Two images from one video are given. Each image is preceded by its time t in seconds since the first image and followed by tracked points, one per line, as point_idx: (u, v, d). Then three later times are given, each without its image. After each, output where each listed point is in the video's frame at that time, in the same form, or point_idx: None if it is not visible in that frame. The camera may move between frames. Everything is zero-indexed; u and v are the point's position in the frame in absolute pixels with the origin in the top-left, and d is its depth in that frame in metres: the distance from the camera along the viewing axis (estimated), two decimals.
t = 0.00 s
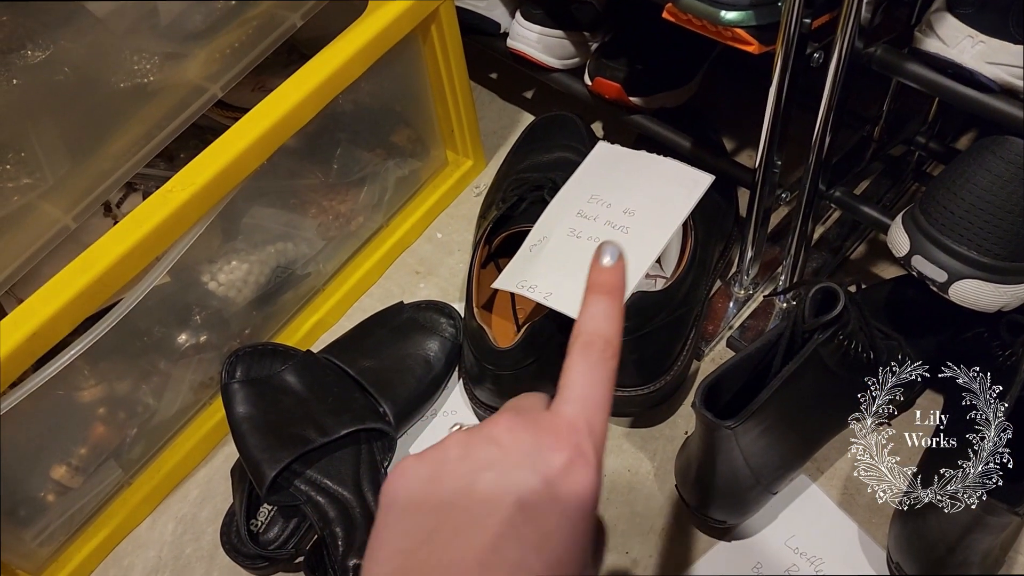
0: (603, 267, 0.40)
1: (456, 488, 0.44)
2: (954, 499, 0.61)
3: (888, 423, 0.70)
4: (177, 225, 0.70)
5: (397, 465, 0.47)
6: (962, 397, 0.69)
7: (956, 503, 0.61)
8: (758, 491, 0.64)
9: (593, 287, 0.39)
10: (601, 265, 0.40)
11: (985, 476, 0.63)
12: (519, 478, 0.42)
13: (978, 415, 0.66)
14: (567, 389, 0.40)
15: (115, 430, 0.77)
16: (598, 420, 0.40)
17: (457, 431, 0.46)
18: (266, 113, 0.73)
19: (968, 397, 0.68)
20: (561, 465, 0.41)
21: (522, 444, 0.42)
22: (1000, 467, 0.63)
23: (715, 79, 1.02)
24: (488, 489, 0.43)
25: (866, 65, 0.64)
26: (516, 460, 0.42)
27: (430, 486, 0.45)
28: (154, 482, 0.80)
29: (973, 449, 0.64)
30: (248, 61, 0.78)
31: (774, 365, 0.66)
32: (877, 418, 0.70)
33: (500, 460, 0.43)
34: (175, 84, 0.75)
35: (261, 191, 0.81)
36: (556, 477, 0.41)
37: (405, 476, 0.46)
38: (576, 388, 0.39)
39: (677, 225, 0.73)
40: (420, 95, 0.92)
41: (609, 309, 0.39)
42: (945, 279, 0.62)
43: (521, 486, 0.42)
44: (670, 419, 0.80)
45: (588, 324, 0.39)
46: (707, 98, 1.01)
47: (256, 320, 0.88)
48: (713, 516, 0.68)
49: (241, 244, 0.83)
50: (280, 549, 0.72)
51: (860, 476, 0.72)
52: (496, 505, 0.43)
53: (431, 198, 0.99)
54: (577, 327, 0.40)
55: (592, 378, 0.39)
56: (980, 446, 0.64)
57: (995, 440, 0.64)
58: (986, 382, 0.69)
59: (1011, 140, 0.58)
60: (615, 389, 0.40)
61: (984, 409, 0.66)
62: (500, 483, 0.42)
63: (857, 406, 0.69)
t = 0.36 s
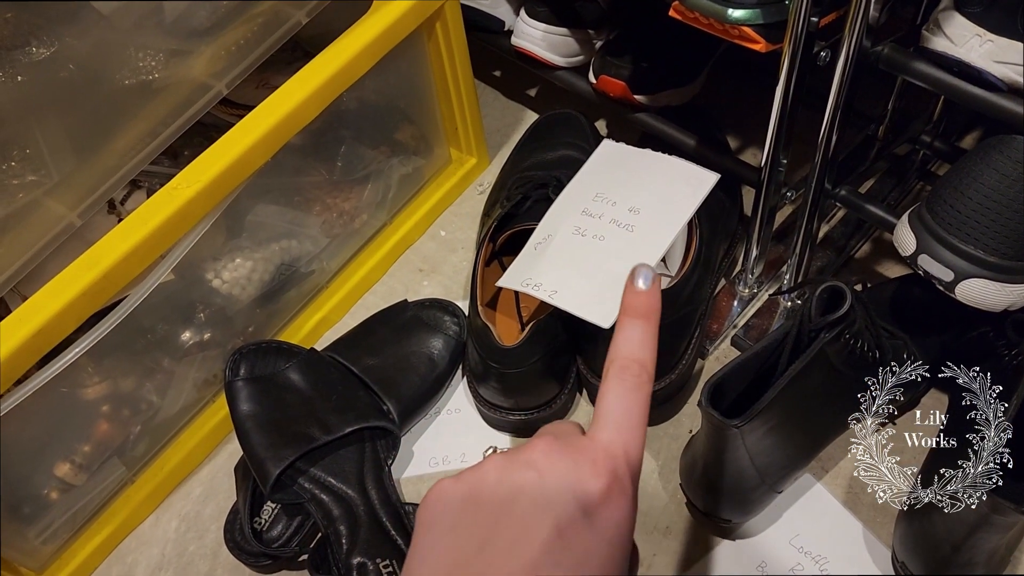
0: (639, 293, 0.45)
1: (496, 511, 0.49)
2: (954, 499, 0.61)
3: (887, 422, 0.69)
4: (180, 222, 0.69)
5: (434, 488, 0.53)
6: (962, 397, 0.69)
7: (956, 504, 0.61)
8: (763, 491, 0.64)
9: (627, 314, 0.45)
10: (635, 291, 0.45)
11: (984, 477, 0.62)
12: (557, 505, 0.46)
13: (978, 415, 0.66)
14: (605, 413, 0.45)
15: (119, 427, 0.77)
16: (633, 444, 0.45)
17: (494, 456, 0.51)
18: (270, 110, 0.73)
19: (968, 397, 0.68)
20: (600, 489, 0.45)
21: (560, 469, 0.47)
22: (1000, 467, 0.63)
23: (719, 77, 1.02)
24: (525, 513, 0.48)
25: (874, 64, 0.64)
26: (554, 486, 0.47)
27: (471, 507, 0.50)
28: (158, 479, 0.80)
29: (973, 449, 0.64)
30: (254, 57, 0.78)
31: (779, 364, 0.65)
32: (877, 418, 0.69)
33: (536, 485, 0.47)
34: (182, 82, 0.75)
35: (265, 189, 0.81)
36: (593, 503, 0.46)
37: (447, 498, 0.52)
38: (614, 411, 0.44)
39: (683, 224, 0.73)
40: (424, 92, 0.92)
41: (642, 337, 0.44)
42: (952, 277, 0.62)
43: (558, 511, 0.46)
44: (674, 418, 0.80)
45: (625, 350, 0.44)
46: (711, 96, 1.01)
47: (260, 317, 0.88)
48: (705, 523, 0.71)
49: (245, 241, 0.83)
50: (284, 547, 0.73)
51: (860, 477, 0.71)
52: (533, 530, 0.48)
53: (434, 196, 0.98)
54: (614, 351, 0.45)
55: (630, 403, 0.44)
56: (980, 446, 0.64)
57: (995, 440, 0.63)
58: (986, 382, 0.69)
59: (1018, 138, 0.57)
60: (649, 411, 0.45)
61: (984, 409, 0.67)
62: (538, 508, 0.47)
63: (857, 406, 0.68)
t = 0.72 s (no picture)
0: (675, 239, 0.39)
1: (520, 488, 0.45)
2: (954, 499, 0.62)
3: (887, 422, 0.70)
4: (179, 223, 0.70)
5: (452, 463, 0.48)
6: (962, 397, 0.69)
7: (956, 503, 0.62)
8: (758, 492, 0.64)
9: (659, 266, 0.39)
10: (671, 241, 0.39)
11: (984, 477, 0.64)
12: (586, 479, 0.42)
13: (978, 414, 0.66)
14: (637, 377, 0.40)
15: (118, 427, 0.77)
16: (668, 409, 0.40)
17: (517, 425, 0.46)
18: (269, 111, 0.73)
19: (968, 397, 0.68)
20: (636, 461, 0.41)
21: (590, 440, 0.42)
22: (1000, 467, 0.65)
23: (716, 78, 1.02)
24: (551, 489, 0.44)
25: (870, 66, 0.65)
26: (581, 460, 0.42)
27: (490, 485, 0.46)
28: (157, 478, 0.81)
29: (973, 449, 0.65)
30: (253, 58, 0.78)
31: (775, 365, 0.66)
32: (877, 418, 0.70)
33: (564, 460, 0.43)
34: (180, 83, 0.75)
35: (263, 189, 0.81)
36: (628, 477, 0.41)
37: (466, 474, 0.47)
38: (646, 375, 0.40)
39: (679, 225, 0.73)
40: (423, 93, 0.92)
41: (677, 289, 0.39)
42: (947, 279, 0.63)
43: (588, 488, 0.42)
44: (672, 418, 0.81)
45: (659, 306, 0.39)
46: (709, 98, 1.01)
47: (258, 317, 0.88)
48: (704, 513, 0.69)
49: (244, 241, 0.83)
50: (282, 546, 0.73)
51: (860, 477, 0.71)
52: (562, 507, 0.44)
53: (432, 196, 0.99)
54: (647, 307, 0.40)
55: (665, 363, 0.40)
56: (980, 446, 0.65)
57: (995, 440, 0.65)
58: (986, 382, 0.69)
59: (1013, 141, 0.58)
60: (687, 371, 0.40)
61: (984, 409, 0.67)
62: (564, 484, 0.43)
63: (857, 406, 0.69)
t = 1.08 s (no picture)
0: (665, 282, 0.46)
1: (529, 510, 0.51)
2: (954, 499, 0.62)
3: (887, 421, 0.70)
4: (176, 216, 0.69)
5: (467, 486, 0.55)
6: (962, 397, 0.69)
7: (956, 503, 0.61)
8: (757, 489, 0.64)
9: (652, 306, 0.46)
10: (661, 284, 0.46)
11: (985, 477, 0.63)
12: (587, 502, 0.47)
13: (978, 414, 0.66)
14: (635, 407, 0.45)
15: (115, 421, 0.77)
16: (662, 435, 0.45)
17: (523, 457, 0.52)
18: (267, 102, 0.73)
19: (968, 397, 0.68)
20: (632, 484, 0.46)
21: (590, 466, 0.48)
22: (1000, 467, 0.64)
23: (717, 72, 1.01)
24: (557, 513, 0.49)
25: (871, 59, 0.64)
26: (581, 483, 0.48)
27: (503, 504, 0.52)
28: (154, 473, 0.80)
29: (973, 449, 0.64)
30: (250, 51, 0.77)
31: (776, 360, 0.65)
32: (877, 418, 0.70)
33: (566, 486, 0.48)
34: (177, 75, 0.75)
35: (261, 183, 0.80)
36: (625, 500, 0.46)
37: (479, 495, 0.54)
38: (643, 405, 0.45)
39: (680, 219, 0.72)
40: (422, 86, 0.91)
41: (668, 327, 0.46)
42: (949, 274, 0.62)
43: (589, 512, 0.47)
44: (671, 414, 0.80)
45: (652, 342, 0.45)
46: (710, 91, 1.00)
47: (256, 312, 0.88)
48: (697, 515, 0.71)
49: (241, 235, 0.82)
50: (279, 542, 0.73)
51: (860, 476, 0.71)
52: (565, 532, 0.48)
53: (431, 191, 0.98)
54: (642, 342, 0.46)
55: (660, 393, 0.45)
56: (980, 446, 0.64)
57: (995, 440, 0.64)
58: (986, 382, 0.69)
59: (1017, 134, 0.57)
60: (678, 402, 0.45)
61: (984, 409, 0.66)
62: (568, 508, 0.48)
63: (857, 406, 0.68)
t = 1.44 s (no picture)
0: (648, 287, 0.50)
1: (517, 516, 0.51)
2: (954, 499, 0.61)
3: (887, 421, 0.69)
4: (174, 216, 0.69)
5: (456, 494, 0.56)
6: (962, 397, 0.69)
7: (956, 503, 0.61)
8: (757, 490, 0.64)
9: (635, 309, 0.50)
10: (645, 288, 0.50)
11: (985, 477, 0.62)
12: (578, 502, 0.48)
13: (978, 414, 0.65)
14: (624, 406, 0.48)
15: (113, 421, 0.77)
16: (650, 434, 0.48)
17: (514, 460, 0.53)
18: (266, 102, 0.72)
19: (968, 397, 0.67)
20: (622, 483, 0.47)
21: (580, 467, 0.48)
22: (1000, 467, 0.63)
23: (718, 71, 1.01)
24: (546, 516, 0.49)
25: (872, 59, 0.63)
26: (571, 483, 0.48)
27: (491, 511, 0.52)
28: (154, 472, 0.80)
29: (973, 449, 0.64)
30: (248, 50, 0.77)
31: (776, 360, 0.65)
32: (877, 419, 0.70)
33: (558, 486, 0.49)
34: (175, 74, 0.74)
35: (260, 182, 0.80)
36: (616, 499, 0.47)
37: (467, 504, 0.54)
38: (630, 404, 0.47)
39: (680, 219, 0.72)
40: (422, 85, 0.91)
41: (652, 329, 0.49)
42: (951, 275, 0.62)
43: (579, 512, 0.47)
44: (672, 415, 0.80)
45: (637, 343, 0.49)
46: (712, 90, 1.00)
47: (255, 311, 0.87)
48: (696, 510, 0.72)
49: (240, 234, 0.82)
50: (279, 542, 0.73)
51: (860, 476, 0.70)
52: (555, 535, 0.48)
53: (431, 190, 0.98)
54: (628, 344, 0.49)
55: (647, 392, 0.47)
56: (980, 445, 0.63)
57: (995, 440, 0.63)
58: (986, 382, 0.68)
59: (1019, 134, 0.57)
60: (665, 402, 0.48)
61: (984, 409, 0.66)
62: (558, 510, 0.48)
63: (857, 406, 0.68)
